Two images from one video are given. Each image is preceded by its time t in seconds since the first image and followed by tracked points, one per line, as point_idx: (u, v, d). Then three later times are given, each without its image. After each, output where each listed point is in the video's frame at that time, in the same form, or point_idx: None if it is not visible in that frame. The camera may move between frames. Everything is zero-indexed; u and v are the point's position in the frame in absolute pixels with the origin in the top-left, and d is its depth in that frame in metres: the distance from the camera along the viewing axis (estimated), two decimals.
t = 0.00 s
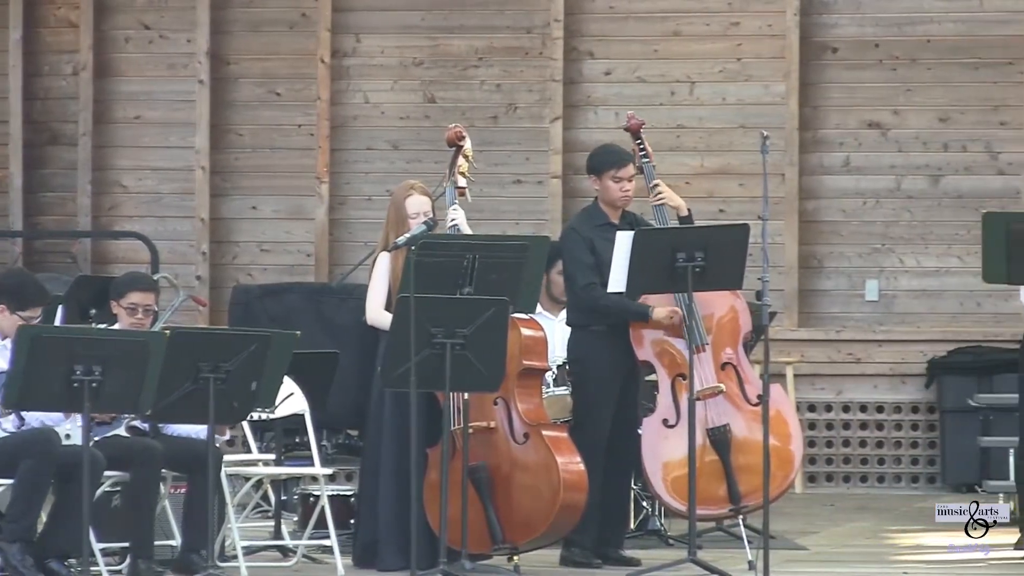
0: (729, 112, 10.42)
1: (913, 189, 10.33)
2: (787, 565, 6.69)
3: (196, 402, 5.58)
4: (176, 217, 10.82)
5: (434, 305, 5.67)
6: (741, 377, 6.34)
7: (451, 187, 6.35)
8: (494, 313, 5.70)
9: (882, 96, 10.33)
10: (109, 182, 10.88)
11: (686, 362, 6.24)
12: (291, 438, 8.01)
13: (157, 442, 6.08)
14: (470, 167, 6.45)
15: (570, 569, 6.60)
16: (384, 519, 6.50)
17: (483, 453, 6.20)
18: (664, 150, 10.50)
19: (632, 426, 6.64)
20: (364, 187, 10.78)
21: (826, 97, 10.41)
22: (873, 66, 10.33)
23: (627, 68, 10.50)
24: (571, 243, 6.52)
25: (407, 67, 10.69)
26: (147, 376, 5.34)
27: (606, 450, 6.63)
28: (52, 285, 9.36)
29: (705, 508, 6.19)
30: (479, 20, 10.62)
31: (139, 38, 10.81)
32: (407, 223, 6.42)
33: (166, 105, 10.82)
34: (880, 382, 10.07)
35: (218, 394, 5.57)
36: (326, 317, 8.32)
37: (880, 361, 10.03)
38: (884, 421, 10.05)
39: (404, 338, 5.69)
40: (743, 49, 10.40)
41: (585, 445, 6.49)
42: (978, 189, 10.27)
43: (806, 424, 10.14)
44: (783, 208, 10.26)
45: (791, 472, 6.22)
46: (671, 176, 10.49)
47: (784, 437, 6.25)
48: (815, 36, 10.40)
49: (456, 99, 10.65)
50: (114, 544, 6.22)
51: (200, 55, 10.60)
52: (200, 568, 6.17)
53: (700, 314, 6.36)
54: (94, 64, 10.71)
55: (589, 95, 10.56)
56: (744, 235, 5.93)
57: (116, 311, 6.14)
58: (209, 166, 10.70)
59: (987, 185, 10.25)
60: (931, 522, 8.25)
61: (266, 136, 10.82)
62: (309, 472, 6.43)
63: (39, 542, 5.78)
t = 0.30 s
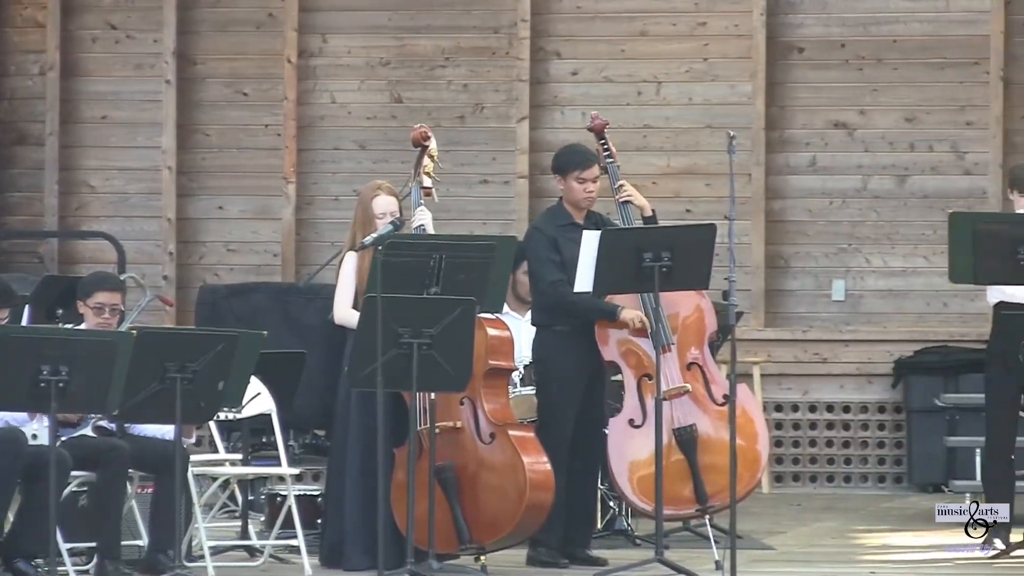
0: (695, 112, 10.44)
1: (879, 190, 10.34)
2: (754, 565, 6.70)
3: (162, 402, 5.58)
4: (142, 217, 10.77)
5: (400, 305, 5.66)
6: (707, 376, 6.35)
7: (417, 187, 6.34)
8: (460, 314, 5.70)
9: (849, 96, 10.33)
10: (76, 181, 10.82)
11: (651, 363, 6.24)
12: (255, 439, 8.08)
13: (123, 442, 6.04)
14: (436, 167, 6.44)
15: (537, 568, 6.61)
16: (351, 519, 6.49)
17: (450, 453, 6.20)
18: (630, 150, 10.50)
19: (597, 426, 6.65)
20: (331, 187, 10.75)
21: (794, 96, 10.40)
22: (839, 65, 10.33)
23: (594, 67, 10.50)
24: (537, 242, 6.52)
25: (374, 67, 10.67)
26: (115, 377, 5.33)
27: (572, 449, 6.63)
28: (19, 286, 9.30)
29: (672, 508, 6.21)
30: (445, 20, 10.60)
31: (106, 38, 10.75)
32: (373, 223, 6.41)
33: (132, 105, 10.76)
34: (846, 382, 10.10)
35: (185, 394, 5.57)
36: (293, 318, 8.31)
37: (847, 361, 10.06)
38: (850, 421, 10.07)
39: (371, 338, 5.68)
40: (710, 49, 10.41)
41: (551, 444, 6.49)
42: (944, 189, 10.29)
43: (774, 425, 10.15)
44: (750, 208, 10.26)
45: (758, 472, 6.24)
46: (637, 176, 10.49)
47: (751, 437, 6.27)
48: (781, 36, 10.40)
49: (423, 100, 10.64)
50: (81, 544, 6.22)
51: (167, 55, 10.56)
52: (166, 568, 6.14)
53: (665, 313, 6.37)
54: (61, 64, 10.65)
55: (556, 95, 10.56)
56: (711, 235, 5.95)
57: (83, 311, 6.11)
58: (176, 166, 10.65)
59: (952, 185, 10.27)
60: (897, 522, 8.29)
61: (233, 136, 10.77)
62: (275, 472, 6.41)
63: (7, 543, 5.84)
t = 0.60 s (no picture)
0: (666, 112, 10.43)
1: (850, 189, 10.33)
2: (723, 565, 6.70)
3: (133, 402, 5.57)
4: (113, 216, 10.72)
5: (370, 305, 5.65)
6: (677, 376, 6.36)
7: (387, 186, 6.33)
8: (430, 313, 5.69)
9: (819, 95, 10.32)
10: (47, 181, 10.78)
11: (622, 363, 6.25)
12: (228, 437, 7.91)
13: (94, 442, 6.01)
14: (406, 166, 6.43)
15: (506, 568, 6.60)
16: (321, 518, 6.47)
17: (420, 452, 6.19)
18: (600, 150, 10.50)
19: (567, 425, 6.65)
20: (302, 186, 10.74)
21: (764, 96, 10.40)
22: (810, 65, 10.32)
23: (565, 67, 10.50)
24: (507, 242, 6.52)
25: (345, 66, 10.66)
26: (85, 375, 5.35)
27: (541, 447, 6.64)
28: None
29: (642, 507, 6.23)
30: (415, 19, 10.58)
31: (77, 38, 10.70)
32: (344, 222, 6.40)
33: (103, 104, 10.71)
34: (817, 382, 10.11)
35: (155, 394, 5.57)
36: (263, 317, 8.32)
37: (817, 361, 10.05)
38: (820, 420, 10.10)
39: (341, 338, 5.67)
40: (681, 49, 10.41)
41: (520, 444, 6.49)
42: (914, 188, 10.27)
43: (743, 425, 10.18)
44: (720, 208, 10.27)
45: (728, 471, 6.27)
46: (608, 175, 10.49)
47: (721, 436, 6.29)
48: (752, 36, 10.39)
49: (394, 99, 10.62)
50: (51, 543, 6.17)
51: (138, 54, 10.51)
52: (136, 567, 6.12)
53: (635, 313, 6.38)
54: (32, 64, 10.60)
55: (527, 95, 10.56)
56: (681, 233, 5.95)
57: (54, 311, 6.08)
58: (146, 166, 10.61)
59: (922, 184, 10.26)
60: (866, 522, 8.30)
61: (203, 135, 10.73)
62: (245, 471, 6.39)
63: None
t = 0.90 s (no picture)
0: (627, 111, 10.42)
1: (811, 189, 10.34)
2: (685, 565, 6.70)
3: (95, 402, 5.56)
4: (74, 216, 10.65)
5: (332, 304, 5.66)
6: (638, 376, 6.38)
7: (349, 185, 6.31)
8: (392, 313, 5.68)
9: (780, 95, 10.33)
10: (8, 181, 10.72)
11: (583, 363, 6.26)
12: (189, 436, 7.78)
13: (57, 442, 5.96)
14: (368, 165, 6.42)
15: (468, 567, 6.59)
16: (283, 518, 6.45)
17: (382, 452, 6.17)
18: (561, 150, 10.49)
19: (529, 424, 6.65)
20: (263, 186, 10.71)
21: (726, 96, 10.40)
22: (771, 65, 10.33)
23: (526, 67, 10.50)
24: (469, 241, 6.50)
25: (306, 66, 10.63)
26: (46, 375, 5.41)
27: (503, 446, 6.63)
28: None
29: (603, 507, 6.24)
30: (376, 19, 10.56)
31: (38, 37, 10.63)
32: (305, 222, 6.38)
33: (65, 103, 10.65)
34: (778, 381, 10.12)
35: (117, 394, 5.56)
36: (225, 317, 8.33)
37: (778, 361, 10.07)
38: (782, 420, 10.12)
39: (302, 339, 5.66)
40: (642, 49, 10.40)
41: (481, 444, 6.49)
42: (876, 188, 10.27)
43: (705, 424, 10.20)
44: (681, 207, 10.29)
45: (689, 471, 6.29)
46: (569, 175, 10.49)
47: (682, 436, 6.31)
48: (713, 35, 10.40)
49: (355, 99, 10.59)
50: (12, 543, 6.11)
51: (99, 54, 10.45)
52: (98, 567, 6.06)
53: (596, 312, 6.38)
54: None
55: (488, 95, 10.56)
56: (642, 232, 5.96)
57: (16, 312, 6.05)
58: (108, 165, 10.55)
59: (883, 183, 10.26)
60: (827, 522, 8.33)
61: (165, 135, 10.68)
62: (207, 471, 6.36)
63: None
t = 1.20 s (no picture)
0: (590, 111, 10.42)
1: (774, 189, 10.35)
2: (648, 564, 6.72)
3: (57, 402, 5.60)
4: (37, 216, 10.58)
5: (294, 304, 5.66)
6: (599, 376, 6.38)
7: (311, 185, 6.29)
8: (355, 313, 5.67)
9: (742, 95, 10.34)
10: None
11: (544, 362, 6.25)
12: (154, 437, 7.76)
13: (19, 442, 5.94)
14: (332, 165, 6.40)
15: (432, 567, 6.59)
16: (246, 518, 6.42)
17: (345, 452, 6.16)
18: (524, 150, 10.49)
19: (492, 423, 6.65)
20: (226, 186, 10.67)
21: (689, 96, 10.40)
22: (734, 65, 10.34)
23: (490, 66, 10.49)
24: (434, 240, 6.51)
25: (269, 66, 10.59)
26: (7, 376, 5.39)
27: (467, 445, 6.63)
28: None
29: (566, 506, 6.25)
30: (340, 19, 10.54)
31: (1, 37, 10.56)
32: (268, 222, 6.36)
33: (28, 103, 10.58)
34: (740, 381, 10.15)
35: (80, 393, 5.59)
36: (189, 317, 8.33)
37: (741, 361, 10.10)
38: (745, 420, 10.14)
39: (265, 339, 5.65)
40: (605, 48, 10.40)
41: (443, 443, 6.49)
42: (839, 188, 10.30)
43: (668, 424, 10.21)
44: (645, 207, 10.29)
45: (651, 471, 6.31)
46: (532, 175, 10.49)
47: (644, 435, 6.33)
48: (676, 35, 10.41)
49: (318, 99, 10.56)
50: None
51: (62, 54, 10.40)
52: (62, 567, 6.06)
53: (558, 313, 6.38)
54: None
55: (452, 94, 10.55)
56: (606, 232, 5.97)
57: None
58: (71, 165, 10.50)
59: (846, 184, 10.28)
60: (789, 521, 8.35)
61: (128, 135, 10.63)
62: (170, 471, 6.33)
63: None
